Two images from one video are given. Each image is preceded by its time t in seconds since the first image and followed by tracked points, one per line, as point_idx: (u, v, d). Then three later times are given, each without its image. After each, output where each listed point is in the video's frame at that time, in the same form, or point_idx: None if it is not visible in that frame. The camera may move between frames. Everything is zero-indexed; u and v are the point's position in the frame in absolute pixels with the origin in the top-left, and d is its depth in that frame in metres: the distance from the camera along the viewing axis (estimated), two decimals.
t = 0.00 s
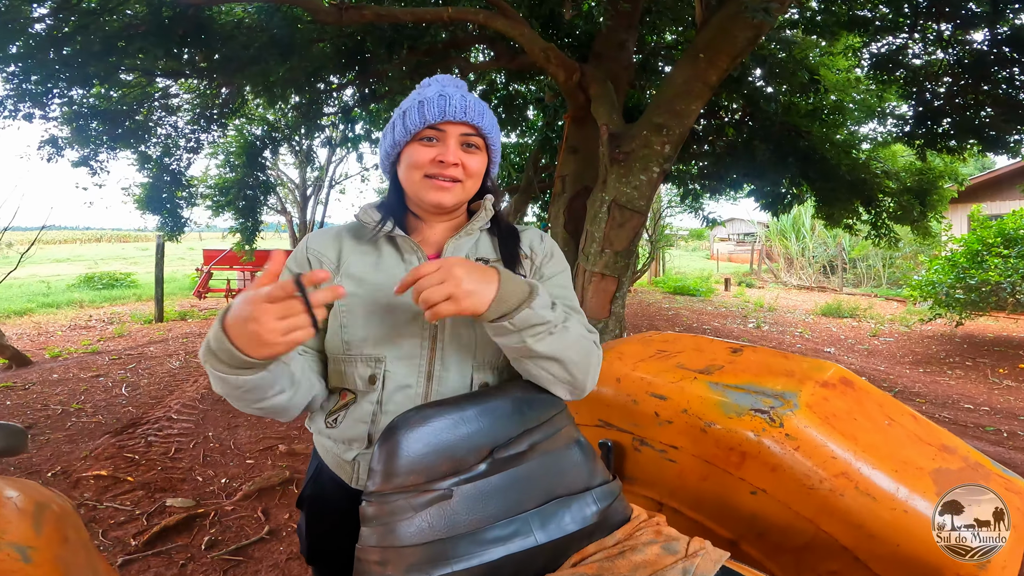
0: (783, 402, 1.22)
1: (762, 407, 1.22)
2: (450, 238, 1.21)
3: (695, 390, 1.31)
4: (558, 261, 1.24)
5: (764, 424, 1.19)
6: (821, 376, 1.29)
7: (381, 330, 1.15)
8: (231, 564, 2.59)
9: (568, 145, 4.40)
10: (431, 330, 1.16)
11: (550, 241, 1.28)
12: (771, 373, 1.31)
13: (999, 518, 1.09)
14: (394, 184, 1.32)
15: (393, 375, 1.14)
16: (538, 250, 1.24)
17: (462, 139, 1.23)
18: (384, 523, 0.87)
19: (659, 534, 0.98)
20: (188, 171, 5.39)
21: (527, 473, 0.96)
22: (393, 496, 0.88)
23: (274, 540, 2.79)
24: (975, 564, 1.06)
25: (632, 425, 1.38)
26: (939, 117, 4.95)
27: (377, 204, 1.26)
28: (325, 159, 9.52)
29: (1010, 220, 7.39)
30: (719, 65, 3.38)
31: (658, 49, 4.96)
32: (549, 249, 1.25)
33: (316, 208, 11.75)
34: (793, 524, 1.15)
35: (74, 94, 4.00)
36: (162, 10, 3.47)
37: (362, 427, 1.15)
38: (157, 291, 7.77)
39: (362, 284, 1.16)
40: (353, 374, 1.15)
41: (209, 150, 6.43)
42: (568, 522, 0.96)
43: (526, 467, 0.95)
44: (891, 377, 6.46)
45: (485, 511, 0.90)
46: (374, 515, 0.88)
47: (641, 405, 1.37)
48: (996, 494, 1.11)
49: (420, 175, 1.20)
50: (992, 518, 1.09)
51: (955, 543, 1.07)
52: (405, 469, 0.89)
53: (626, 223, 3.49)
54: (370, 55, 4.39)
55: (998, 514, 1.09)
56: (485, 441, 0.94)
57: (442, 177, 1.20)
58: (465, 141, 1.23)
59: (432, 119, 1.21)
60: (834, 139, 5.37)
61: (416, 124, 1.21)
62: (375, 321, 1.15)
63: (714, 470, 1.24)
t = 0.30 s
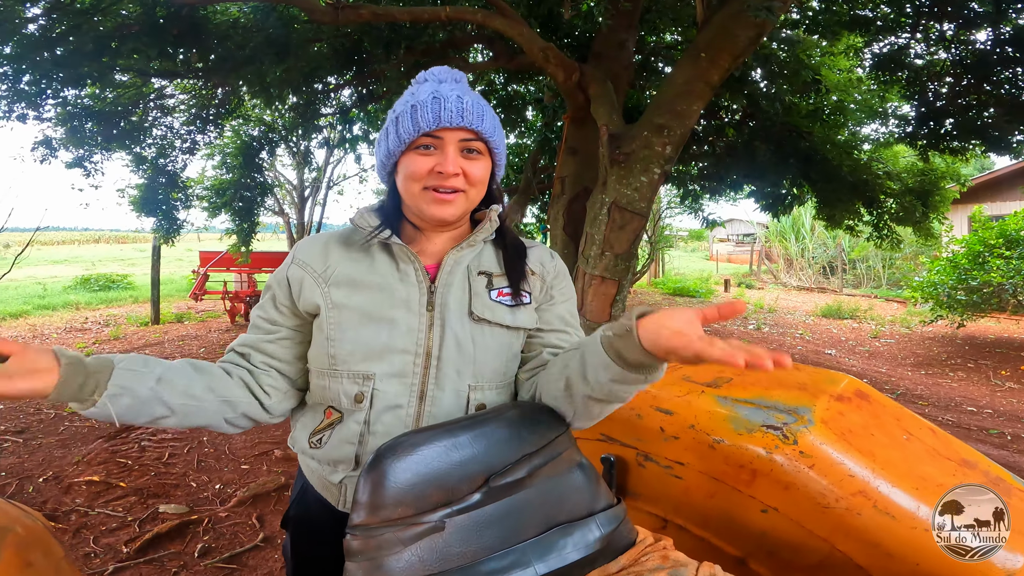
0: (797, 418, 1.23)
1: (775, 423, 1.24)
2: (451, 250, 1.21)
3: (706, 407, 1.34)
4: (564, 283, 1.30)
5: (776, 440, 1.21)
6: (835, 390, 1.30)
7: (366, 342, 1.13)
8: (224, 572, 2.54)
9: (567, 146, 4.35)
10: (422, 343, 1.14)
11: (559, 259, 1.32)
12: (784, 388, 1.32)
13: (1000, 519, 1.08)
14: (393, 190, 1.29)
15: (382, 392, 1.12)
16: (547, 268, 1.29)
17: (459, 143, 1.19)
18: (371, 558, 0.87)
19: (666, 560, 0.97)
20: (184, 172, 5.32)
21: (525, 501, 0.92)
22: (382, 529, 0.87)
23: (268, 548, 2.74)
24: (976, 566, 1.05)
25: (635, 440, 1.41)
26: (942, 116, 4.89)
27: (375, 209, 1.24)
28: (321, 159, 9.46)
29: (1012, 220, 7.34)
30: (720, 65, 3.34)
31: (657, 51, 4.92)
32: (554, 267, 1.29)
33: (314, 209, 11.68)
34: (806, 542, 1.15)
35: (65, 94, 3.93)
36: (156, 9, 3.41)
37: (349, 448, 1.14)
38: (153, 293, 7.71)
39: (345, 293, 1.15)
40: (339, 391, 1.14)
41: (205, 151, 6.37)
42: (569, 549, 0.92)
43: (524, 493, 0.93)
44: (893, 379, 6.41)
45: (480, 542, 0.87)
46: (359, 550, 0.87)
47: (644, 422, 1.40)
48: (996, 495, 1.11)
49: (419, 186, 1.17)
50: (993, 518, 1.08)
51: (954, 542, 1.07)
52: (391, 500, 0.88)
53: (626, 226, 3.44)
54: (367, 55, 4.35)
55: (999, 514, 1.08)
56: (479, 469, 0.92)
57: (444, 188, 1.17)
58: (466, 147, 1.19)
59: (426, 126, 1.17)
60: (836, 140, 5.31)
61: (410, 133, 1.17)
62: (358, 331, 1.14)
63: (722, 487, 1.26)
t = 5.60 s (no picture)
0: (821, 421, 1.22)
1: (799, 426, 1.22)
2: (480, 274, 1.22)
3: (728, 412, 1.32)
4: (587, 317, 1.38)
5: (801, 444, 1.20)
6: (857, 393, 1.28)
7: (407, 366, 1.11)
8: None
9: (574, 157, 4.38)
10: (459, 367, 1.14)
11: (575, 290, 1.39)
12: (805, 391, 1.31)
13: (1000, 519, 1.08)
14: (411, 205, 1.29)
15: (423, 416, 1.11)
16: (571, 300, 1.35)
17: (472, 155, 1.18)
18: (404, 565, 0.84)
19: (694, 564, 0.96)
20: (194, 189, 5.37)
21: (554, 507, 0.92)
22: (415, 535, 0.85)
23: (285, 562, 2.72)
24: (976, 566, 1.05)
25: (656, 447, 1.40)
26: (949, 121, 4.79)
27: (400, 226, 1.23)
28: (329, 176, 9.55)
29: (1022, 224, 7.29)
30: (724, 72, 3.36)
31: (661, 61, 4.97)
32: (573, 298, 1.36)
33: (322, 226, 11.78)
34: (834, 545, 1.14)
35: (78, 112, 3.99)
36: (167, 26, 3.47)
37: (383, 467, 1.11)
38: (165, 310, 7.77)
39: (381, 317, 1.13)
40: (375, 418, 1.11)
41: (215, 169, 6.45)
42: (601, 555, 0.92)
43: (553, 499, 0.93)
44: (908, 385, 6.33)
45: (512, 547, 0.87)
46: (393, 557, 0.84)
47: (664, 429, 1.39)
48: (996, 495, 1.10)
49: (434, 206, 1.17)
50: (993, 519, 1.08)
51: (953, 541, 1.07)
52: (424, 506, 0.86)
53: (636, 234, 3.44)
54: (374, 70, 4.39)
55: (1000, 513, 1.08)
56: (510, 474, 0.92)
57: (459, 207, 1.16)
58: (480, 161, 1.18)
59: (434, 139, 1.16)
60: (841, 146, 5.29)
61: (419, 149, 1.16)
62: (399, 356, 1.12)
63: (751, 494, 1.24)
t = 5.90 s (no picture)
0: (826, 422, 1.22)
1: (804, 427, 1.22)
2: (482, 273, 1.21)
3: (731, 413, 1.32)
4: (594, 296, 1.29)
5: (806, 444, 1.19)
6: (862, 394, 1.29)
7: (410, 368, 1.11)
8: None
9: (575, 158, 4.37)
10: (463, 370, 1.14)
11: (584, 275, 1.32)
12: (809, 392, 1.32)
13: (1000, 520, 1.06)
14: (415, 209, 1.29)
15: (429, 419, 1.11)
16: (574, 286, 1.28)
17: (471, 151, 1.17)
18: (409, 567, 0.84)
19: (699, 566, 0.96)
20: (195, 190, 5.37)
21: (560, 508, 0.92)
22: (419, 537, 0.85)
23: (286, 562, 2.72)
24: (977, 566, 1.04)
25: (660, 447, 1.40)
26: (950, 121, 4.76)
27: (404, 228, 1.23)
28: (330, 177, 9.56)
29: None
30: (726, 73, 3.35)
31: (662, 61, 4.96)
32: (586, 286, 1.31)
33: (323, 227, 11.79)
34: (839, 546, 1.13)
35: (79, 113, 4.00)
36: (167, 26, 3.46)
37: (387, 469, 1.11)
38: (167, 311, 7.78)
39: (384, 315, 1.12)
40: (381, 421, 1.11)
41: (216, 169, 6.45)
42: (606, 557, 0.91)
43: (559, 500, 0.92)
44: (910, 386, 6.32)
45: (516, 549, 0.86)
46: (398, 559, 0.84)
47: (667, 430, 1.39)
48: (996, 495, 1.09)
49: (435, 204, 1.16)
50: (993, 519, 1.06)
51: (953, 541, 1.06)
52: (429, 508, 0.86)
53: (638, 235, 3.44)
54: (374, 70, 4.39)
55: (1000, 513, 1.06)
56: (515, 475, 0.92)
57: (461, 204, 1.15)
58: (480, 157, 1.18)
59: (433, 137, 1.15)
60: (842, 146, 5.28)
61: (419, 148, 1.16)
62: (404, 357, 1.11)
63: (753, 494, 1.24)
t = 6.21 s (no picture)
0: (830, 424, 1.21)
1: (808, 428, 1.22)
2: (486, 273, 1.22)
3: (734, 413, 1.31)
4: (599, 300, 1.28)
5: (811, 446, 1.19)
6: (865, 395, 1.29)
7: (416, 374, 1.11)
8: None
9: (577, 159, 4.36)
10: (466, 377, 1.13)
11: (589, 278, 1.32)
12: (812, 393, 1.32)
13: (1000, 519, 1.06)
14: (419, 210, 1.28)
15: (433, 424, 1.10)
16: (578, 290, 1.27)
17: (478, 152, 1.17)
18: (411, 571, 0.83)
19: (703, 567, 0.95)
20: (196, 191, 5.37)
21: (563, 510, 0.92)
22: (422, 541, 0.84)
23: (288, 564, 2.71)
24: (977, 567, 1.05)
25: (663, 449, 1.39)
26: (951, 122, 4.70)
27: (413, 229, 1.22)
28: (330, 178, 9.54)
29: None
30: (728, 74, 3.35)
31: (663, 61, 4.95)
32: (589, 284, 1.30)
33: (324, 228, 11.80)
34: (844, 548, 1.13)
35: (81, 113, 4.00)
36: (168, 27, 3.45)
37: (390, 471, 1.10)
38: (168, 312, 7.78)
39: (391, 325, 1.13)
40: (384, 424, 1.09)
41: (217, 170, 6.45)
42: (609, 560, 0.90)
43: (562, 502, 0.92)
44: (912, 387, 6.32)
45: (520, 552, 0.86)
46: (400, 562, 0.83)
47: (672, 432, 1.38)
48: (996, 495, 1.09)
49: (445, 208, 1.17)
50: (992, 519, 1.07)
51: (952, 541, 1.06)
52: (431, 511, 0.86)
53: (639, 236, 3.43)
54: (375, 71, 4.38)
55: (1000, 512, 1.07)
56: (518, 478, 0.92)
57: (471, 206, 1.16)
58: (487, 158, 1.18)
59: (439, 141, 1.15)
60: (843, 146, 5.26)
61: (425, 151, 1.15)
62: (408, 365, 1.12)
63: (756, 497, 1.23)
